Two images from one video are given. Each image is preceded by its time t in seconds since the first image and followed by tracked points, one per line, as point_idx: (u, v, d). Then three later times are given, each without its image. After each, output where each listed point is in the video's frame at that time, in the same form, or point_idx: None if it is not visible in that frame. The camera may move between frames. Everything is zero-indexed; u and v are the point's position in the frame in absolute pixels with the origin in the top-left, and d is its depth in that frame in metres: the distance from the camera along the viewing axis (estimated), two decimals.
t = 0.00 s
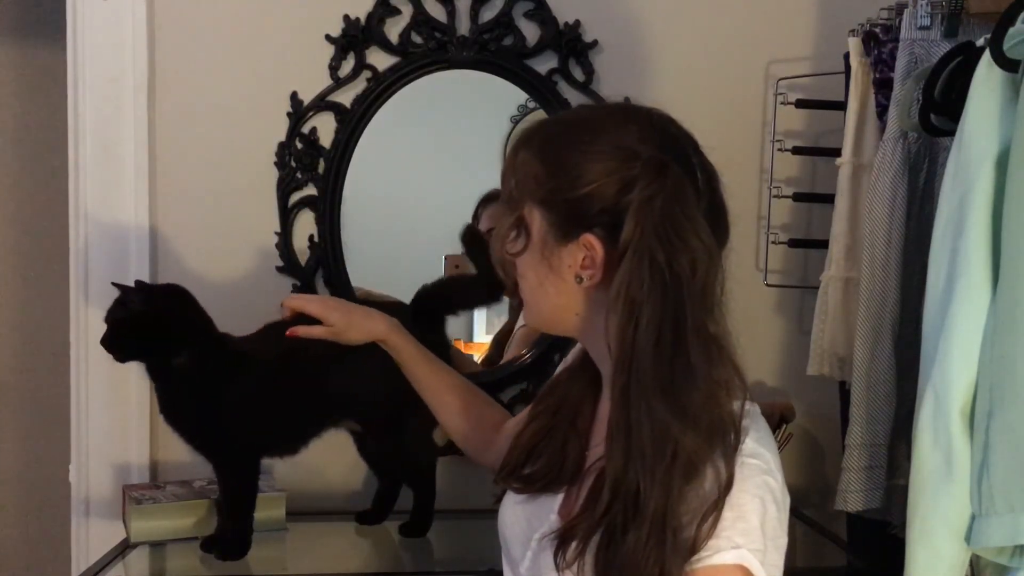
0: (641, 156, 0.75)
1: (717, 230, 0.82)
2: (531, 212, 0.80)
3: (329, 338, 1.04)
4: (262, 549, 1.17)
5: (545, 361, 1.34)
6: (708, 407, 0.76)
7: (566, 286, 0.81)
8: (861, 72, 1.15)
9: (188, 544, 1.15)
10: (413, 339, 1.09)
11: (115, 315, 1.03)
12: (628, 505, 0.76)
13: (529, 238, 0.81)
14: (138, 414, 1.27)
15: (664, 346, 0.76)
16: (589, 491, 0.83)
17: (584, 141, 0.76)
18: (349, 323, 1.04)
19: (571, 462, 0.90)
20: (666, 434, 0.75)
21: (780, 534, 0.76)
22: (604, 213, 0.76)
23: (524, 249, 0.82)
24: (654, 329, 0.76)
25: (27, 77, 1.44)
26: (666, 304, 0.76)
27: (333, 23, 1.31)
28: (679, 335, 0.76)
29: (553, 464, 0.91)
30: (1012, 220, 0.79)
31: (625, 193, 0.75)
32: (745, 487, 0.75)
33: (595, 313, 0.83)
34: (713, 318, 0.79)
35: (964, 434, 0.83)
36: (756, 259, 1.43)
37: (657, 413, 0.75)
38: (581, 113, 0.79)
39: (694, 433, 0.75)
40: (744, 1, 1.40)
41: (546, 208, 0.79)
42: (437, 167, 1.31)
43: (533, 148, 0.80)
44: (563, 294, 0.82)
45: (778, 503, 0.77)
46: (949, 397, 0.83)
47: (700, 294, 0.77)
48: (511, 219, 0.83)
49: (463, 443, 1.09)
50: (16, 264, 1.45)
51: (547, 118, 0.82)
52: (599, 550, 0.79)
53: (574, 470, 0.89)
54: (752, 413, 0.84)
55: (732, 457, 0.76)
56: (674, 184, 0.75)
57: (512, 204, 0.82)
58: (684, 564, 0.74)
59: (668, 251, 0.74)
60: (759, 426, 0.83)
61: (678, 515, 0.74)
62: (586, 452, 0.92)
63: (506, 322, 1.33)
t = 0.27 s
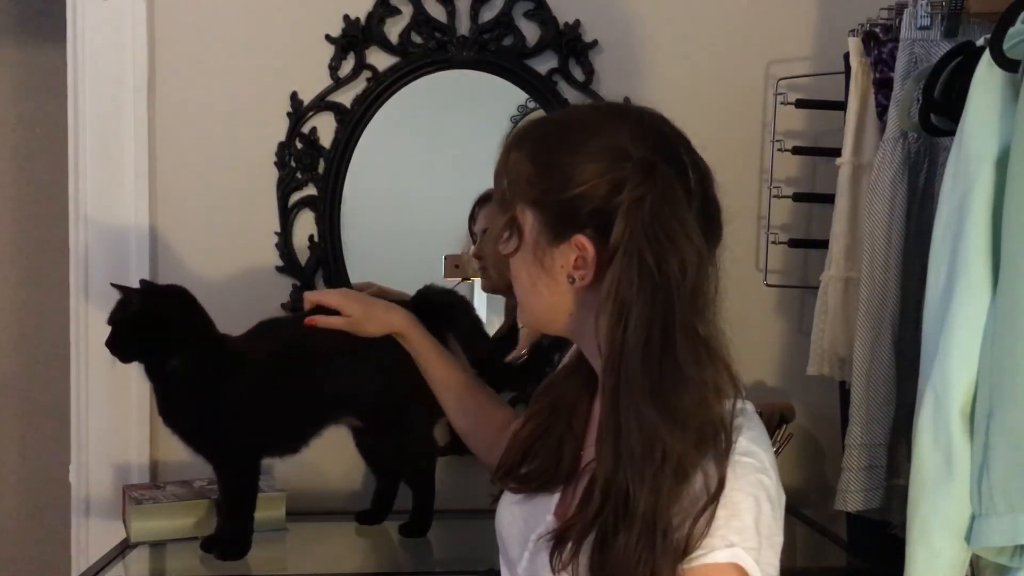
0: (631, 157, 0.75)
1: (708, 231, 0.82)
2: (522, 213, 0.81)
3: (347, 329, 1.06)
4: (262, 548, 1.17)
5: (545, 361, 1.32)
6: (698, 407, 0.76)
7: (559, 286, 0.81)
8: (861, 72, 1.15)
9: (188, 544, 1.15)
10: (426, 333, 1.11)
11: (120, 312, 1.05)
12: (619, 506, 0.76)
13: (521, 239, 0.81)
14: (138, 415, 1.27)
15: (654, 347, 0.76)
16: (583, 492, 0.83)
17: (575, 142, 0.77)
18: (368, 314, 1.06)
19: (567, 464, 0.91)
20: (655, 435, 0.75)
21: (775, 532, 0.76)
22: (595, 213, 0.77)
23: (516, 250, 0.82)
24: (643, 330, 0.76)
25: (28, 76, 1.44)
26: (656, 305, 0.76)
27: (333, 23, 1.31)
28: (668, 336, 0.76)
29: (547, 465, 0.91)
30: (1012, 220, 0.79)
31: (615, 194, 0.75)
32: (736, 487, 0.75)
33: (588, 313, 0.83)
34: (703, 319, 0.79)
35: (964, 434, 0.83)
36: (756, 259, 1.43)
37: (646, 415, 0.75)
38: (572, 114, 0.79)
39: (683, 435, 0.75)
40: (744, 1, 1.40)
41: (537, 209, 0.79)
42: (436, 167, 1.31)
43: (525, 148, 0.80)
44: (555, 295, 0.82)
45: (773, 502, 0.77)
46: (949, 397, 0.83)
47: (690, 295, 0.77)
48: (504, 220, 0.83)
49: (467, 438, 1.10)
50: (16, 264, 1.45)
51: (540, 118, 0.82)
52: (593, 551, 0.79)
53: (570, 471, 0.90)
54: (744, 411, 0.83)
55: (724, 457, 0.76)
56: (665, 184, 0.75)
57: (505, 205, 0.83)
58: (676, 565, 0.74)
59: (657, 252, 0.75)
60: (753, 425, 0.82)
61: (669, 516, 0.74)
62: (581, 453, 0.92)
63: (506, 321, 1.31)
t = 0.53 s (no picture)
0: (629, 160, 0.75)
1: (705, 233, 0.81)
2: (521, 211, 0.80)
3: (365, 325, 1.08)
4: (263, 548, 1.17)
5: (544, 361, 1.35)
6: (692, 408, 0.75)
7: (556, 286, 0.81)
8: (861, 72, 1.15)
9: (188, 544, 1.15)
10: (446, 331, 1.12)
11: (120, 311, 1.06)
12: (611, 507, 0.76)
13: (519, 237, 0.81)
14: (138, 414, 1.27)
15: (649, 347, 0.76)
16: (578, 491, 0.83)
17: (574, 143, 0.76)
18: (388, 311, 1.07)
19: (562, 461, 0.91)
20: (650, 437, 0.75)
21: (769, 529, 0.76)
22: (592, 214, 0.76)
23: (514, 248, 0.82)
24: (638, 333, 0.76)
25: (28, 76, 1.44)
26: (651, 307, 0.76)
27: (333, 23, 1.31)
28: (662, 337, 0.76)
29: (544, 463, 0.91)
30: (1012, 221, 0.79)
31: (612, 196, 0.75)
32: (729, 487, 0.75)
33: (585, 312, 0.83)
34: (700, 321, 0.78)
35: (964, 435, 0.83)
36: (756, 259, 1.43)
37: (639, 418, 0.75)
38: (571, 113, 0.79)
39: (677, 438, 0.75)
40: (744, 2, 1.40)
41: (535, 208, 0.79)
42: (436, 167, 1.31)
43: (524, 146, 0.80)
44: (551, 293, 0.82)
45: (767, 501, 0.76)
46: (949, 397, 0.83)
47: (686, 297, 0.77)
48: (503, 217, 0.83)
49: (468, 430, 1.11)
50: (16, 264, 1.45)
51: (540, 117, 0.81)
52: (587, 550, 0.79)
53: (566, 467, 0.90)
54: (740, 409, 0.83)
55: (719, 458, 0.76)
56: (661, 187, 0.75)
57: (503, 203, 0.82)
58: (668, 565, 0.74)
59: (653, 255, 0.74)
60: (749, 424, 0.82)
61: (662, 517, 0.74)
62: (576, 450, 0.92)
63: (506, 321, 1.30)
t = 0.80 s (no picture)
0: (632, 164, 0.75)
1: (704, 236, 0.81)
2: (522, 209, 0.80)
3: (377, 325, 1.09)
4: (263, 547, 1.17)
5: (545, 361, 1.35)
6: (689, 409, 0.75)
7: (555, 285, 0.80)
8: (861, 72, 1.15)
9: (188, 544, 1.15)
10: (457, 336, 1.13)
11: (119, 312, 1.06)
12: (609, 507, 0.76)
13: (520, 235, 0.80)
14: (138, 414, 1.27)
15: (647, 348, 0.77)
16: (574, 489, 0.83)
17: (578, 144, 0.76)
18: (397, 315, 1.08)
19: (559, 459, 0.90)
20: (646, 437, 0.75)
21: (762, 523, 0.75)
22: (594, 216, 0.76)
23: (515, 246, 0.81)
24: (636, 335, 0.76)
25: (27, 75, 1.44)
26: (651, 309, 0.76)
27: (333, 23, 1.31)
28: (661, 339, 0.77)
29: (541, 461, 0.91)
30: (1013, 220, 0.79)
31: (615, 199, 0.75)
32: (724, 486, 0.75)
33: (583, 311, 0.83)
34: (698, 324, 0.78)
35: (964, 434, 0.83)
36: (756, 259, 1.43)
37: (637, 419, 0.75)
38: (575, 113, 0.78)
39: (674, 439, 0.75)
40: (745, 2, 1.40)
41: (537, 208, 0.78)
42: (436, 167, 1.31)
43: (528, 144, 0.79)
44: (550, 292, 0.81)
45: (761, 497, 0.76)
46: (949, 397, 0.83)
47: (686, 301, 0.77)
48: (504, 215, 0.82)
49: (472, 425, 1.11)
50: (16, 264, 1.45)
51: (544, 115, 0.80)
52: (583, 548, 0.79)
53: (563, 463, 0.90)
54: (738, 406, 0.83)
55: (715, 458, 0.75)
56: (663, 193, 0.75)
57: (506, 201, 0.81)
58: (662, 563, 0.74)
59: (654, 258, 0.75)
60: (746, 422, 0.82)
61: (657, 516, 0.74)
62: (574, 448, 0.92)
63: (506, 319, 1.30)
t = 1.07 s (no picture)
0: (625, 165, 0.75)
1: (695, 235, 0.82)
2: (514, 208, 0.80)
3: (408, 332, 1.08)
4: (262, 547, 1.17)
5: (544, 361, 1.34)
6: (681, 404, 0.75)
7: (545, 283, 0.81)
8: (861, 72, 1.15)
9: (188, 544, 1.15)
10: (491, 350, 1.10)
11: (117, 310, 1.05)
12: (601, 501, 0.75)
13: (511, 234, 0.81)
14: (138, 414, 1.27)
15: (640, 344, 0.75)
16: (567, 487, 0.83)
17: (571, 143, 0.76)
18: (428, 320, 1.06)
19: (551, 457, 0.90)
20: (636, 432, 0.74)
21: (749, 511, 0.75)
22: (587, 215, 0.76)
23: (505, 244, 0.81)
24: (630, 331, 0.75)
25: (27, 75, 1.44)
26: (644, 306, 0.75)
27: (333, 23, 1.31)
28: (654, 335, 0.76)
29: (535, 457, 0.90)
30: (1013, 221, 0.79)
31: (608, 199, 0.75)
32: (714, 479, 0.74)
33: (573, 310, 0.83)
34: (692, 322, 0.78)
35: (964, 434, 0.83)
36: (756, 259, 1.43)
37: (631, 413, 0.74)
38: (568, 115, 0.79)
39: (666, 433, 0.74)
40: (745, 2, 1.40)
41: (529, 207, 0.78)
42: (437, 167, 1.31)
43: (521, 144, 0.79)
44: (541, 290, 0.81)
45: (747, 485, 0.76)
46: (949, 397, 0.83)
47: (679, 299, 0.76)
48: (496, 214, 0.82)
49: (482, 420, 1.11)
50: (16, 264, 1.45)
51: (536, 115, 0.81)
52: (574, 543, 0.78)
53: (554, 462, 0.89)
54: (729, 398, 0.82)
55: (707, 453, 0.75)
56: (657, 195, 0.76)
57: (497, 199, 0.82)
58: (652, 557, 0.73)
59: (648, 257, 0.75)
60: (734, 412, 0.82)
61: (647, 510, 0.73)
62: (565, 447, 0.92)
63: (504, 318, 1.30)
